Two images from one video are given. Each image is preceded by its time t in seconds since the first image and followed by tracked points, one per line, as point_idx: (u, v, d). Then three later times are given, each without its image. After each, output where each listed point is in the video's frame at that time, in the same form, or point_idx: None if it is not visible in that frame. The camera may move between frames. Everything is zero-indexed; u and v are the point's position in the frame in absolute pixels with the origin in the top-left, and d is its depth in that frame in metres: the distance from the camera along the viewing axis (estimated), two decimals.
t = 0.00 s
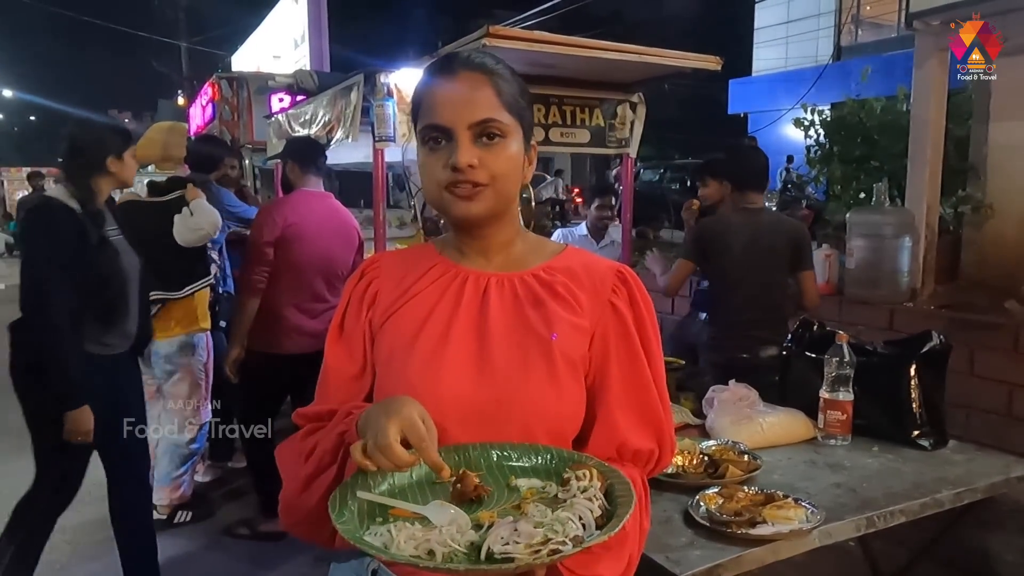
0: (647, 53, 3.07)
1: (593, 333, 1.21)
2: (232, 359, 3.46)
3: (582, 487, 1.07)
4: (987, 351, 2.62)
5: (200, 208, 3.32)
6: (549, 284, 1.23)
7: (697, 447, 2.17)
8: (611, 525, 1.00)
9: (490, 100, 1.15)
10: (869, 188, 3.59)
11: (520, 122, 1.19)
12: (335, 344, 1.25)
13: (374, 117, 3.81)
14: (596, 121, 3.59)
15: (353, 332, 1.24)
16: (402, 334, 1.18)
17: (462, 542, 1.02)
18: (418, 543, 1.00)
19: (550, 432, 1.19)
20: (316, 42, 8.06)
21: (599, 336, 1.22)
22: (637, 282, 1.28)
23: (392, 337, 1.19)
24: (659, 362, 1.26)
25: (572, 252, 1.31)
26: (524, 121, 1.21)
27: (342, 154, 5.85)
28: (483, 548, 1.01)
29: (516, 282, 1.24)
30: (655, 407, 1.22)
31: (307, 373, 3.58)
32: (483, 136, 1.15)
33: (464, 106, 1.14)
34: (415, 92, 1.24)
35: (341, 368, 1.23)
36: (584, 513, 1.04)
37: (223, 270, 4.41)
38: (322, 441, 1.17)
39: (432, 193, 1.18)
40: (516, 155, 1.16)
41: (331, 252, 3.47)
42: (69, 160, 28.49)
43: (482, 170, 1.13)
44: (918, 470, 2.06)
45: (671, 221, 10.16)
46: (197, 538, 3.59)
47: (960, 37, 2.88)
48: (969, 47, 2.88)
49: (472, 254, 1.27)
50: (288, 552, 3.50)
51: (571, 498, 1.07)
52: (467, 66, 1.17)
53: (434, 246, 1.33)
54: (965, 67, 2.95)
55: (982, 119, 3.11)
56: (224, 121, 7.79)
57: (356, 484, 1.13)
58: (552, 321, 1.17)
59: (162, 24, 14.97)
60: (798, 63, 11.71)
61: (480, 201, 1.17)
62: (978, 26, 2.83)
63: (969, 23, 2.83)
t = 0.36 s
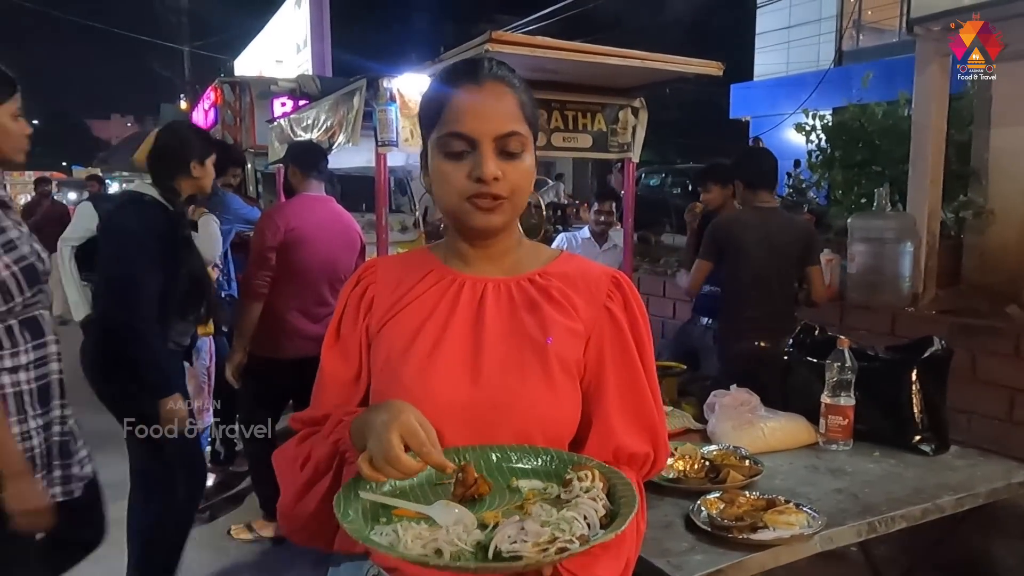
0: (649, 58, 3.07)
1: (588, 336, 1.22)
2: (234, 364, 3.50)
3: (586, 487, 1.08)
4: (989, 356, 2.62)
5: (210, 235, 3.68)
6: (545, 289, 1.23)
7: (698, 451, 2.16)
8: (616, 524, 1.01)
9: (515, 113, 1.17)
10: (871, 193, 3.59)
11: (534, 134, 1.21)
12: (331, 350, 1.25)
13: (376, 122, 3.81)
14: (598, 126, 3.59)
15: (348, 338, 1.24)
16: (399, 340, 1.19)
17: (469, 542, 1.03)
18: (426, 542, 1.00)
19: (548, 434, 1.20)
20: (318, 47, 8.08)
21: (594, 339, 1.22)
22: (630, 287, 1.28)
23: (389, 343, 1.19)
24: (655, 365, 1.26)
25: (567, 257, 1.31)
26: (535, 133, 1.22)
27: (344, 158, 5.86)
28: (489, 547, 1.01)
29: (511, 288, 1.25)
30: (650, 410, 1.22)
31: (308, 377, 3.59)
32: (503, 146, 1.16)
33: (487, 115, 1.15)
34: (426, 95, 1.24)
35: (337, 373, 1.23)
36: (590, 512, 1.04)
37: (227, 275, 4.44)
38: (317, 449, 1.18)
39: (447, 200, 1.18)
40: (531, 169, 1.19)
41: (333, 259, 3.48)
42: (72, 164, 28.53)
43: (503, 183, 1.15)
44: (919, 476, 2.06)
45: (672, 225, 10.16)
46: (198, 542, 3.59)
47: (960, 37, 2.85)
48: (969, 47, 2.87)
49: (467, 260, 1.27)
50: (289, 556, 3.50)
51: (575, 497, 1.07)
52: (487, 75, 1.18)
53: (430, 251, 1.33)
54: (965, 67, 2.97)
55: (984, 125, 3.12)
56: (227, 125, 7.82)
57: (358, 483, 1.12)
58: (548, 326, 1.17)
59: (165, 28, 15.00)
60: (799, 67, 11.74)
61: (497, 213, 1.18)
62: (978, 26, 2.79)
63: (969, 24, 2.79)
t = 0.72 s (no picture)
0: (653, 67, 3.08)
1: (586, 342, 1.22)
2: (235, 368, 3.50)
3: (588, 493, 1.08)
4: (991, 368, 2.62)
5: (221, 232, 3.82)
6: (543, 295, 1.23)
7: (699, 460, 2.16)
8: (619, 531, 1.01)
9: (525, 129, 1.18)
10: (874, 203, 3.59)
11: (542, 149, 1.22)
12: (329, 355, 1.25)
13: (381, 127, 3.81)
14: (603, 133, 3.59)
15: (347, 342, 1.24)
16: (397, 345, 1.19)
17: (472, 545, 1.03)
18: (430, 543, 1.00)
19: (545, 440, 1.20)
20: (324, 51, 8.11)
21: (592, 345, 1.22)
22: (629, 293, 1.29)
23: (388, 348, 1.19)
24: (653, 371, 1.26)
25: (566, 263, 1.31)
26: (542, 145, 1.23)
27: (348, 163, 5.88)
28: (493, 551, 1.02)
29: (510, 294, 1.25)
30: (648, 416, 1.22)
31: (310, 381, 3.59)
32: (510, 159, 1.17)
33: (496, 128, 1.16)
34: (434, 105, 1.24)
35: (337, 378, 1.23)
36: (592, 518, 1.04)
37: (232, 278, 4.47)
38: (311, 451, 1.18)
39: (453, 211, 1.19)
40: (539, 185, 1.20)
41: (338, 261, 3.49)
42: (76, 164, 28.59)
43: (510, 198, 1.16)
44: (921, 488, 2.06)
45: (675, 233, 10.16)
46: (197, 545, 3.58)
47: (960, 37, 2.77)
48: (969, 46, 2.83)
49: (465, 267, 1.27)
50: (289, 560, 3.49)
51: (578, 503, 1.08)
52: (496, 87, 1.19)
53: (429, 258, 1.33)
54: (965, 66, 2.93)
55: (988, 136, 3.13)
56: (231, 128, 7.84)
57: (359, 481, 1.13)
58: (546, 332, 1.18)
59: (171, 30, 15.03)
60: (804, 77, 11.76)
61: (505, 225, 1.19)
62: (978, 26, 2.70)
63: (968, 23, 2.71)
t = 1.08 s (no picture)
0: (665, 76, 3.08)
1: (599, 353, 1.22)
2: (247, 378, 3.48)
3: (596, 507, 1.08)
4: (1009, 377, 2.59)
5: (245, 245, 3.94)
6: (557, 306, 1.24)
7: (713, 470, 2.15)
8: (624, 545, 1.01)
9: (533, 132, 1.19)
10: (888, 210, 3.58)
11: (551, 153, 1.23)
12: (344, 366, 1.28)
13: (393, 137, 3.79)
14: (614, 143, 3.60)
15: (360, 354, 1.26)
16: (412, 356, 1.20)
17: (478, 561, 1.04)
18: (435, 560, 1.01)
19: (560, 452, 1.20)
20: (337, 63, 8.19)
21: (606, 357, 1.22)
22: (644, 304, 1.29)
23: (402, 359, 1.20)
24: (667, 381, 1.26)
25: (580, 274, 1.32)
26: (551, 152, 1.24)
27: (360, 173, 5.90)
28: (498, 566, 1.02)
29: (524, 305, 1.25)
30: (663, 427, 1.22)
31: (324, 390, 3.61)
32: (517, 165, 1.17)
33: (502, 134, 1.17)
34: (443, 114, 1.26)
35: (352, 387, 1.25)
36: (598, 533, 1.04)
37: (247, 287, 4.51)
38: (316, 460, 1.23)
39: (461, 217, 1.19)
40: (548, 189, 1.20)
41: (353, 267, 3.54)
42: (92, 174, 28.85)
43: (518, 201, 1.16)
44: (938, 498, 2.04)
45: (688, 241, 10.14)
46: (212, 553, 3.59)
47: (960, 37, 2.79)
48: (969, 47, 2.81)
49: (479, 277, 1.28)
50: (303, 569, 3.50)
51: (585, 518, 1.08)
52: (503, 94, 1.20)
53: (443, 268, 1.34)
54: (965, 66, 2.91)
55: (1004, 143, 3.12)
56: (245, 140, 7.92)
57: (371, 496, 1.12)
58: (559, 343, 1.18)
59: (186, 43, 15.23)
60: (816, 84, 11.74)
61: (512, 230, 1.19)
62: (978, 25, 2.74)
63: (969, 23, 2.75)
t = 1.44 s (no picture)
0: (654, 65, 3.07)
1: (590, 345, 1.22)
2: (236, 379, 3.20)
3: (581, 501, 1.08)
4: (997, 364, 2.61)
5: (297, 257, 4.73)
6: (547, 297, 1.23)
7: (703, 458, 2.15)
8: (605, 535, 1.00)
9: (506, 113, 1.17)
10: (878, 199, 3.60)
11: (529, 133, 1.21)
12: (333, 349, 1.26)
13: (381, 127, 3.78)
14: (603, 132, 3.59)
15: (348, 335, 1.24)
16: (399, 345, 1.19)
17: (458, 547, 1.03)
18: (414, 544, 1.01)
19: (548, 445, 1.19)
20: (326, 53, 8.12)
21: (596, 349, 1.22)
22: (635, 296, 1.29)
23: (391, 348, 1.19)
24: (656, 374, 1.26)
25: (571, 264, 1.31)
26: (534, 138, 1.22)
27: (348, 164, 5.86)
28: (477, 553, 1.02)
29: (514, 295, 1.24)
30: (651, 419, 1.22)
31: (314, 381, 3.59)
32: (500, 148, 1.16)
33: (482, 117, 1.16)
34: (425, 100, 1.25)
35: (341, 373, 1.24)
36: (580, 525, 1.03)
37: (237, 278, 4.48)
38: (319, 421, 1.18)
39: (441, 201, 1.17)
40: (527, 169, 1.18)
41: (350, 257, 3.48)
42: (80, 167, 28.58)
43: (497, 182, 1.14)
44: (926, 484, 2.05)
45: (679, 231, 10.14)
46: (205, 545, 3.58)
47: (961, 37, 2.82)
48: (969, 47, 2.86)
49: (469, 267, 1.27)
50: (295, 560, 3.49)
51: (569, 510, 1.07)
52: (485, 80, 1.19)
53: (433, 256, 1.32)
54: (966, 66, 3.00)
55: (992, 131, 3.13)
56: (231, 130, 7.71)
57: (358, 485, 1.11)
58: (549, 335, 1.18)
59: (173, 33, 15.11)
60: (807, 73, 11.74)
61: (492, 213, 1.17)
62: (977, 25, 2.75)
63: (969, 23, 2.73)
